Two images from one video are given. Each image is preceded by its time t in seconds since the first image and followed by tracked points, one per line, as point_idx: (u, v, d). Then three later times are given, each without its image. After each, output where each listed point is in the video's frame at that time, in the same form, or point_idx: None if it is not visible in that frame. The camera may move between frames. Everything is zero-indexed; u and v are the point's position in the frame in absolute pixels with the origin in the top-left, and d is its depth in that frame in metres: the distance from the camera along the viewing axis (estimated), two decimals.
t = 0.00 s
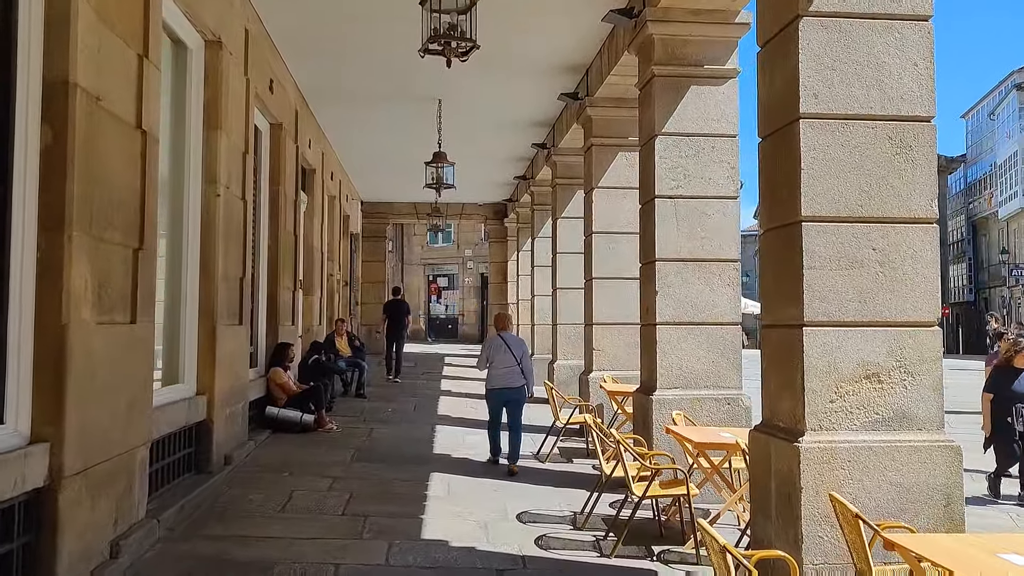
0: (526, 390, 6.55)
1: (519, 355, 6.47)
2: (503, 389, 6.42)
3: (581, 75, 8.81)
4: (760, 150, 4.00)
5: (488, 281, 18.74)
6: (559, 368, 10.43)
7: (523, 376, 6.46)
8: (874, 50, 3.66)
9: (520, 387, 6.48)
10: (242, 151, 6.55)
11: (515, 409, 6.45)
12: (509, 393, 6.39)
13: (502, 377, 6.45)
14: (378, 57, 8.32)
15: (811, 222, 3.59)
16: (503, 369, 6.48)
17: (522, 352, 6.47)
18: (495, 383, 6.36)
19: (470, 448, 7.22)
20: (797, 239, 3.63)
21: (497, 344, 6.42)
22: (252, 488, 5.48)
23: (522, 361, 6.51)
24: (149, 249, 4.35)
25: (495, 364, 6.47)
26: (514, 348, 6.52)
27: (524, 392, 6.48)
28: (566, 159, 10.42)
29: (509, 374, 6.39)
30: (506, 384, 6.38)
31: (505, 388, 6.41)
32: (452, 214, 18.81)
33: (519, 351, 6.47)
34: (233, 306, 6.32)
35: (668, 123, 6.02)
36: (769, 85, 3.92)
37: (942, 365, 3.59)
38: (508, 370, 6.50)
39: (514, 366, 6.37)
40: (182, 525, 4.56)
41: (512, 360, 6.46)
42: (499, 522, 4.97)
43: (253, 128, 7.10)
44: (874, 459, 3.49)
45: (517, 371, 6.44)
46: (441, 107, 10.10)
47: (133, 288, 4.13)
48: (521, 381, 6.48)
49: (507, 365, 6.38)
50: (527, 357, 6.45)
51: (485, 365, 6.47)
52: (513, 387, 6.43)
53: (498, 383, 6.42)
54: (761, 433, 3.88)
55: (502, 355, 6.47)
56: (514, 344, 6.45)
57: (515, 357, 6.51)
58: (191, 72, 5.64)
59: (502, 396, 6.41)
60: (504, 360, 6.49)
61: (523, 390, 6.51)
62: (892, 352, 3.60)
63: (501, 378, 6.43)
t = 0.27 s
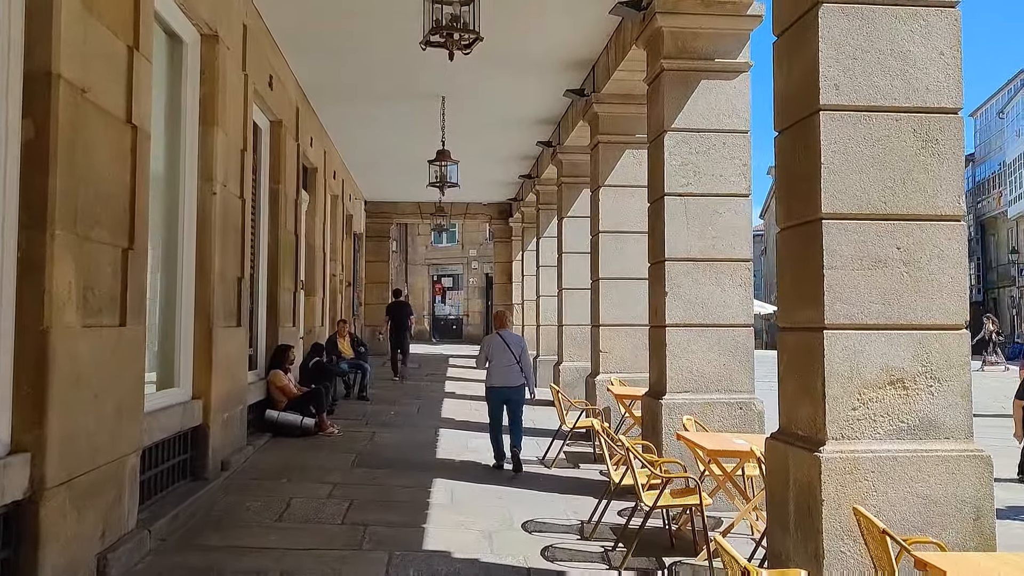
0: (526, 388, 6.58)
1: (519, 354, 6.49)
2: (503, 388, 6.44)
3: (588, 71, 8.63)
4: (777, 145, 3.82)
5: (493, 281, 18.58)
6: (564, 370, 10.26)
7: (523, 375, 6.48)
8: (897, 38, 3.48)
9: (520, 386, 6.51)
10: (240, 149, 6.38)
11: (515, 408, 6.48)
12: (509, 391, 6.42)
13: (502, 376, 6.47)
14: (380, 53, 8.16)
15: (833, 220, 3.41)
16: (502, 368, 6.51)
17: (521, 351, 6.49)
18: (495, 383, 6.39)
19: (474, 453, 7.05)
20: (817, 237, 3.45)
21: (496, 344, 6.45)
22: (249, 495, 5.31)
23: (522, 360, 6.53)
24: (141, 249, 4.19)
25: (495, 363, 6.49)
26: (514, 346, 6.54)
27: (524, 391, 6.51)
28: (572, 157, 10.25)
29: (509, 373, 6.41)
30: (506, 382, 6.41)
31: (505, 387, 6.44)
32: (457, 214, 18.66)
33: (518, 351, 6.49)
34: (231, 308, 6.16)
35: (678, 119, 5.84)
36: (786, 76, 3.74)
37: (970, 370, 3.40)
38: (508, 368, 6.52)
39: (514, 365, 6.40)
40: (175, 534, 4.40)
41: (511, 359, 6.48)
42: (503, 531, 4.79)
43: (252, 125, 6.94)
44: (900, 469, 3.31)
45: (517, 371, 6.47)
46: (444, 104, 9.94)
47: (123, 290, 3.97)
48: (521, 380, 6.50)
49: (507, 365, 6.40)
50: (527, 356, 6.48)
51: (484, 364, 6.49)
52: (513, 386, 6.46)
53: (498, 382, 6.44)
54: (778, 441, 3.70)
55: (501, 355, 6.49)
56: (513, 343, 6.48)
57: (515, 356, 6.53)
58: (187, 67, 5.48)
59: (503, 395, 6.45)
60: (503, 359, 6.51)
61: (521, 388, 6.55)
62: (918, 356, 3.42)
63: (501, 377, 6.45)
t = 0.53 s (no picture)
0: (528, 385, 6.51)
1: (520, 354, 6.36)
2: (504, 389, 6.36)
3: (593, 66, 8.46)
4: (793, 141, 3.66)
5: (497, 281, 18.42)
6: (569, 372, 10.10)
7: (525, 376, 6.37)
8: (921, 27, 3.31)
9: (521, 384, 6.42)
10: (238, 147, 6.23)
11: (516, 408, 6.42)
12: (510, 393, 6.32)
13: (503, 376, 6.38)
14: (382, 49, 8.00)
15: (852, 219, 3.24)
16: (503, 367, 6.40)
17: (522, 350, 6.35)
18: (495, 385, 6.30)
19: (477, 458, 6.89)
20: (836, 237, 3.29)
21: (497, 344, 6.31)
22: (245, 503, 5.16)
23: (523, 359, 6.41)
24: (131, 249, 4.04)
25: (496, 363, 6.36)
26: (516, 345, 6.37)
27: (526, 391, 6.41)
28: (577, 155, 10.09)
29: (510, 375, 6.31)
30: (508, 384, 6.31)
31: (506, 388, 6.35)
32: (460, 214, 18.52)
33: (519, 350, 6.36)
34: (228, 309, 6.02)
35: (687, 115, 5.67)
36: (802, 68, 3.58)
37: (998, 377, 3.24)
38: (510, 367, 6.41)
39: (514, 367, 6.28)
40: (166, 545, 4.25)
41: (512, 359, 6.36)
42: (507, 540, 4.64)
43: (250, 123, 6.80)
44: (924, 481, 3.14)
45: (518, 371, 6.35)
46: (447, 101, 9.78)
47: (112, 292, 3.82)
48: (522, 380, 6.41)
49: (508, 366, 6.29)
50: (528, 357, 6.35)
51: (485, 364, 6.38)
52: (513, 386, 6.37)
53: (499, 383, 6.34)
54: (794, 450, 3.54)
55: (503, 354, 6.37)
56: (514, 343, 6.33)
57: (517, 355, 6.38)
58: (181, 62, 5.34)
59: (503, 395, 6.37)
60: (505, 358, 6.37)
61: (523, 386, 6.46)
62: (942, 361, 3.25)
63: (501, 378, 6.36)
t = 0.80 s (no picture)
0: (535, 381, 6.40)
1: (526, 351, 6.26)
2: (509, 386, 6.25)
3: (598, 57, 8.30)
4: (811, 127, 3.50)
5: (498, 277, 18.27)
6: (572, 369, 9.95)
7: (529, 373, 6.26)
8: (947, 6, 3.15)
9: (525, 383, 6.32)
10: (234, 138, 6.08)
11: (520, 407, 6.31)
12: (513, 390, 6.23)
13: (508, 374, 6.26)
14: (383, 39, 7.84)
15: (876, 208, 3.09)
16: (508, 364, 6.29)
17: (527, 347, 6.26)
18: (501, 382, 6.19)
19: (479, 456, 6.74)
20: (859, 227, 3.13)
21: (503, 340, 6.19)
22: (241, 503, 5.01)
23: (527, 356, 6.32)
24: (121, 241, 3.89)
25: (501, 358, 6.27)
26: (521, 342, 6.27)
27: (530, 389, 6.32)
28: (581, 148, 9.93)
29: (516, 372, 6.20)
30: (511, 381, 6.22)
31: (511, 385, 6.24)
32: (462, 209, 18.37)
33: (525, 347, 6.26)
34: (224, 303, 5.86)
35: (696, 105, 5.51)
36: (821, 51, 3.42)
37: None
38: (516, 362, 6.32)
39: (520, 363, 6.18)
40: (158, 547, 4.10)
41: (518, 356, 6.26)
42: (510, 542, 4.48)
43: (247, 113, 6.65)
44: (951, 484, 2.99)
45: (523, 368, 6.25)
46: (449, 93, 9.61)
47: (100, 284, 3.68)
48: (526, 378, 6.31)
49: (515, 363, 6.18)
50: (534, 354, 6.26)
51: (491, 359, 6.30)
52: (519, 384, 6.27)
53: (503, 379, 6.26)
54: (812, 450, 3.38)
55: (508, 351, 6.26)
56: (520, 339, 6.22)
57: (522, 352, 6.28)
58: (176, 50, 5.19)
59: (508, 393, 6.26)
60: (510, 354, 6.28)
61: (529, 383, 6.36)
62: (969, 358, 3.10)
63: (506, 375, 6.24)
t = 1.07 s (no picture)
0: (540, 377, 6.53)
1: (533, 346, 6.42)
2: (516, 381, 6.38)
3: (604, 49, 8.11)
4: (835, 115, 3.33)
5: (500, 275, 18.09)
6: (576, 368, 9.77)
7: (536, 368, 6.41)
8: None
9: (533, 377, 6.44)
10: (231, 129, 5.90)
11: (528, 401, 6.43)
12: (521, 384, 6.36)
13: (516, 369, 6.38)
14: (383, 30, 7.67)
15: (907, 200, 2.91)
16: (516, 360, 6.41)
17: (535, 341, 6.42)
18: (509, 375, 6.32)
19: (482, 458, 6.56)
20: (889, 220, 2.95)
21: (511, 334, 6.36)
22: (237, 506, 4.84)
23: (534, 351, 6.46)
24: (109, 234, 3.71)
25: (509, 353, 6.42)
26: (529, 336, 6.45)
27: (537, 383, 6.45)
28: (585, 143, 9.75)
29: (523, 366, 6.34)
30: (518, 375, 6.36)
31: (519, 379, 6.37)
32: (463, 206, 18.20)
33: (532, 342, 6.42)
34: (220, 300, 5.69)
35: (708, 95, 5.32)
36: (847, 34, 3.24)
37: None
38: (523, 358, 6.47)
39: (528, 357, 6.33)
40: (148, 554, 3.92)
41: (525, 350, 6.41)
42: (516, 549, 4.31)
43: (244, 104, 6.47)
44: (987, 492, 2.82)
45: (531, 363, 6.38)
46: (450, 87, 9.42)
47: (87, 279, 3.50)
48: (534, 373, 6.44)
49: (522, 357, 6.33)
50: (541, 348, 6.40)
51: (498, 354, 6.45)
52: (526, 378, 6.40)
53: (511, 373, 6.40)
54: (837, 457, 3.20)
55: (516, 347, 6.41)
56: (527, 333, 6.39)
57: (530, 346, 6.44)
58: (169, 36, 5.01)
59: (516, 387, 6.39)
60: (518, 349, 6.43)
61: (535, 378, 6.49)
62: (1005, 359, 2.92)
63: (514, 369, 6.38)
